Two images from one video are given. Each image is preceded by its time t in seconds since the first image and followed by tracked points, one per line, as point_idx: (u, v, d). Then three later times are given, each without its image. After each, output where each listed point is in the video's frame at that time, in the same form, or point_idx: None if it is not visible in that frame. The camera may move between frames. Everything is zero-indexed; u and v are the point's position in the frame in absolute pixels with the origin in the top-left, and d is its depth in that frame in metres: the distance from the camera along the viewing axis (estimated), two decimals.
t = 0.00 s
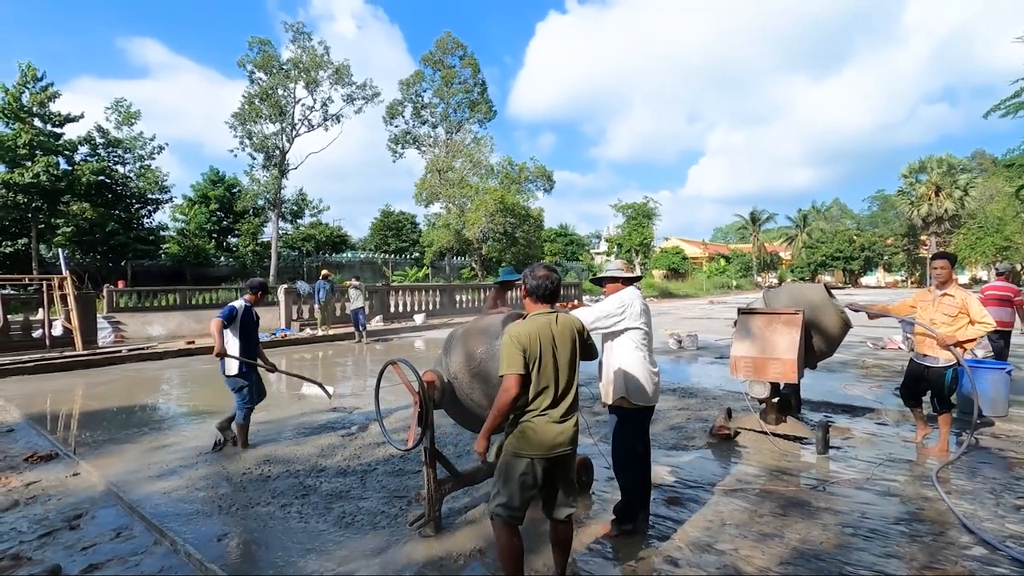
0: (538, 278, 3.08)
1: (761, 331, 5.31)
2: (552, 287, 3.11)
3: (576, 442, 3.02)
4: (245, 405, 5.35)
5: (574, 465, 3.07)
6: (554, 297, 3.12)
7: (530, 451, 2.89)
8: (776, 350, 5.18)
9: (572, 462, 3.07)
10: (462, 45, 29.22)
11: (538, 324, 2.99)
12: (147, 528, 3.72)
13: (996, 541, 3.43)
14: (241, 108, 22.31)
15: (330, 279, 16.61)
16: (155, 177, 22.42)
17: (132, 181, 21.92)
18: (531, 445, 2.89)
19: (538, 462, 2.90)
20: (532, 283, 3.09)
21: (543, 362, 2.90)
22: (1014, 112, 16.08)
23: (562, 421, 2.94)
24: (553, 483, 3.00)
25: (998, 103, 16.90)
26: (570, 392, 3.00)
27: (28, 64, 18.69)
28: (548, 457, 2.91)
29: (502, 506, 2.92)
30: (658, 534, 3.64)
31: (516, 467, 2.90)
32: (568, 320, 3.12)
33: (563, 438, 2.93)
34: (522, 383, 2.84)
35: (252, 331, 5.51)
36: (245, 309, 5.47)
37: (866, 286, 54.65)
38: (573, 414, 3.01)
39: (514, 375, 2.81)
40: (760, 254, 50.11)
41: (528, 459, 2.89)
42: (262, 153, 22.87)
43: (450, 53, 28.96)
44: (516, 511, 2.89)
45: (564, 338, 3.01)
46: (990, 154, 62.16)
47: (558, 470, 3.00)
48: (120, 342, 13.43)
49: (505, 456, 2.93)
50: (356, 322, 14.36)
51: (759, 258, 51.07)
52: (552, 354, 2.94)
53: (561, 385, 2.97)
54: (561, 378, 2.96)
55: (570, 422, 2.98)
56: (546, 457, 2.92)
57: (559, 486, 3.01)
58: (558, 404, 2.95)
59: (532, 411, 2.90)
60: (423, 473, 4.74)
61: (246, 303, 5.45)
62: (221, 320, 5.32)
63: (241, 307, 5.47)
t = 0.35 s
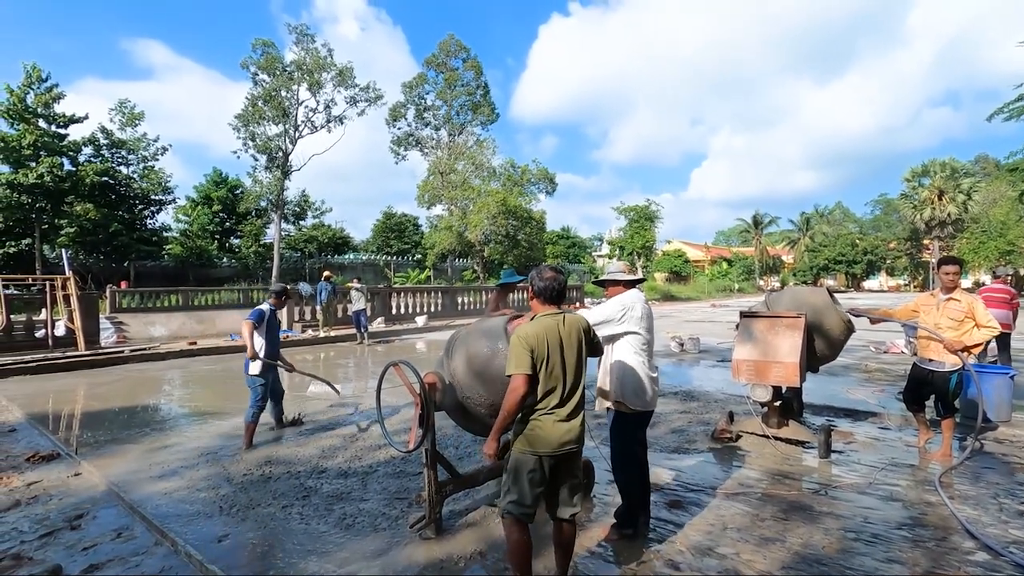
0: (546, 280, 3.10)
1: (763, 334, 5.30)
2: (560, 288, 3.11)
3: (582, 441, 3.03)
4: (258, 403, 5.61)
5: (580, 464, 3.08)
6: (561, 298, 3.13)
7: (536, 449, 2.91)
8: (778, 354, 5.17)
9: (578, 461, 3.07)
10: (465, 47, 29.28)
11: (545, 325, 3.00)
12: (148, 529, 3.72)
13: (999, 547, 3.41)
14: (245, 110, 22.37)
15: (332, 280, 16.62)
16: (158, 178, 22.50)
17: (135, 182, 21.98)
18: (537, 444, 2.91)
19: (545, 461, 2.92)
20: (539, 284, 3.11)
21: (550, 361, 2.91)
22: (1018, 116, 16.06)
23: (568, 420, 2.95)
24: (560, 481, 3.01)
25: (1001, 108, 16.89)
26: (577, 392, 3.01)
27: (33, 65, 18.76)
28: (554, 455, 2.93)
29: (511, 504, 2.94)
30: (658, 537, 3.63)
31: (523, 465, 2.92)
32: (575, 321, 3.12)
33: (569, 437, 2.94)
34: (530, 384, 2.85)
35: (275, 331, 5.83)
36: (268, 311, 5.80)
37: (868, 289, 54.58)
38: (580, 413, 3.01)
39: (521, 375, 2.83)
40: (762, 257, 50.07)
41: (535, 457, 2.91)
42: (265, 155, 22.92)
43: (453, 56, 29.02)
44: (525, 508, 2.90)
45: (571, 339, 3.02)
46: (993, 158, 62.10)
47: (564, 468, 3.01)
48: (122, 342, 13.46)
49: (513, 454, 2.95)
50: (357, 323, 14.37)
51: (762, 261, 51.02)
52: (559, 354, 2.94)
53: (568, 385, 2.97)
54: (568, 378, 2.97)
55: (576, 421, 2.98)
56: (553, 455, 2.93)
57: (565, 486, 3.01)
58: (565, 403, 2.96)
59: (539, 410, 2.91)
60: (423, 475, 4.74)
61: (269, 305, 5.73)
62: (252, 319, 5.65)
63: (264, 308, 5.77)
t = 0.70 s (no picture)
0: (548, 282, 3.11)
1: (763, 338, 5.29)
2: (563, 290, 3.12)
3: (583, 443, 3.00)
4: (257, 393, 5.72)
5: (581, 467, 3.05)
6: (565, 301, 3.13)
7: (533, 450, 2.91)
8: (778, 358, 5.16)
9: (580, 464, 3.04)
10: (467, 50, 29.33)
11: (544, 328, 3.02)
12: (147, 531, 3.71)
13: (1000, 552, 3.41)
14: (246, 111, 22.39)
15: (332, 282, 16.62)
16: (159, 179, 22.53)
17: (136, 183, 21.98)
18: (534, 445, 2.91)
19: (543, 462, 2.92)
20: (542, 286, 3.13)
21: (545, 363, 2.93)
22: (1018, 121, 16.08)
23: (566, 421, 2.93)
24: (560, 484, 3.00)
25: (1001, 113, 16.92)
26: (576, 393, 2.99)
27: (35, 66, 18.79)
28: (554, 456, 2.92)
29: (510, 505, 2.95)
30: (659, 540, 3.64)
31: (520, 465, 2.93)
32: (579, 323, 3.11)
33: (568, 438, 2.92)
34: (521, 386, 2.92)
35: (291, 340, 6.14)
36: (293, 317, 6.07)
37: (869, 293, 54.58)
38: (579, 415, 2.99)
39: (511, 377, 2.93)
40: (763, 261, 50.11)
41: (534, 458, 2.91)
42: (266, 156, 22.93)
43: (454, 59, 29.07)
44: (525, 510, 2.91)
45: (572, 341, 3.01)
46: (995, 163, 62.10)
47: (564, 470, 2.99)
48: (122, 343, 13.45)
49: (512, 454, 2.97)
50: (357, 325, 14.37)
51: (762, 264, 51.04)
52: (556, 355, 2.95)
53: (567, 387, 2.96)
54: (565, 379, 2.96)
55: (575, 423, 2.96)
56: (552, 456, 2.92)
57: (564, 489, 3.00)
58: (562, 405, 2.95)
59: (534, 411, 2.93)
60: (423, 478, 4.73)
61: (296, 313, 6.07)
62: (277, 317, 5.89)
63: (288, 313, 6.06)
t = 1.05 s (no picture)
0: (548, 285, 3.12)
1: (761, 340, 5.30)
2: (565, 292, 3.12)
3: (581, 446, 2.98)
4: (258, 392, 5.72)
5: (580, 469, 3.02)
6: (567, 303, 3.13)
7: (528, 449, 2.92)
8: (776, 360, 5.17)
9: (578, 467, 3.01)
10: (466, 52, 29.35)
11: (543, 329, 3.04)
12: (143, 531, 3.70)
13: (996, 555, 3.41)
14: (245, 112, 22.38)
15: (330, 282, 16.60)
16: (158, 179, 22.51)
17: (134, 183, 21.93)
18: (530, 446, 2.92)
19: (540, 463, 2.92)
20: (545, 289, 3.13)
21: (539, 364, 2.95)
22: (1015, 125, 16.14)
23: (560, 422, 2.92)
24: (558, 486, 2.99)
25: (997, 117, 16.98)
26: (573, 394, 2.97)
27: (34, 65, 18.76)
28: (550, 457, 2.91)
29: (506, 505, 2.96)
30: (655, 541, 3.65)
31: (516, 464, 2.95)
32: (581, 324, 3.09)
33: (562, 439, 2.91)
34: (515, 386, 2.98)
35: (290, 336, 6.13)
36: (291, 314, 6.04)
37: (866, 296, 54.67)
38: (577, 417, 2.96)
39: (505, 375, 3.01)
40: (761, 264, 50.18)
41: (530, 458, 2.92)
42: (265, 157, 22.89)
43: (453, 60, 29.07)
44: (522, 510, 2.91)
45: (572, 342, 2.99)
46: (992, 167, 62.25)
47: (562, 472, 2.98)
48: (119, 343, 13.40)
49: (510, 453, 2.99)
50: (355, 326, 14.35)
51: (760, 267, 51.13)
52: (552, 356, 2.95)
53: (564, 388, 2.94)
54: (560, 381, 2.94)
55: (571, 424, 2.94)
56: (547, 457, 2.91)
57: (563, 491, 2.98)
58: (557, 405, 2.94)
59: (529, 410, 2.95)
60: (420, 479, 4.72)
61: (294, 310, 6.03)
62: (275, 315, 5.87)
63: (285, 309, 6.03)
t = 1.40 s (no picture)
0: (548, 287, 3.11)
1: (755, 342, 5.32)
2: (565, 294, 3.11)
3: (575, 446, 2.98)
4: (254, 395, 5.71)
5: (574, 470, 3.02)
6: (566, 305, 3.13)
7: (523, 447, 2.92)
8: (770, 362, 5.18)
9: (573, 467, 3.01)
10: (462, 54, 29.36)
11: (542, 328, 3.04)
12: (135, 533, 3.68)
13: (987, 556, 3.43)
14: (240, 112, 22.32)
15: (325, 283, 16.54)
16: (152, 179, 22.42)
17: (128, 183, 21.83)
18: (526, 444, 2.92)
19: (536, 461, 2.92)
20: (545, 290, 3.12)
21: (538, 362, 2.95)
22: (1006, 129, 16.26)
23: (556, 421, 2.92)
24: (553, 486, 2.98)
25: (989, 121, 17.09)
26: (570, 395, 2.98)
27: (27, 64, 18.67)
28: (545, 456, 2.91)
29: (500, 504, 2.96)
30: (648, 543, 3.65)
31: (511, 462, 2.95)
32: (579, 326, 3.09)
33: (558, 438, 2.91)
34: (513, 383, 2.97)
35: (281, 334, 6.09)
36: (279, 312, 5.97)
37: (861, 299, 54.90)
38: (572, 417, 2.97)
39: (501, 372, 3.02)
40: (756, 266, 50.32)
41: (526, 457, 2.92)
42: (260, 157, 22.83)
43: (450, 61, 29.08)
44: (517, 510, 2.92)
45: (570, 343, 3.01)
46: (985, 171, 62.60)
47: (557, 471, 2.98)
48: (112, 344, 13.31)
49: (506, 451, 2.99)
50: (350, 327, 14.32)
51: (755, 269, 51.28)
52: (550, 356, 2.95)
53: (560, 388, 2.95)
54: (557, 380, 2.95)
55: (568, 423, 2.94)
56: (543, 456, 2.91)
57: (558, 492, 2.98)
58: (554, 405, 2.94)
59: (525, 408, 2.95)
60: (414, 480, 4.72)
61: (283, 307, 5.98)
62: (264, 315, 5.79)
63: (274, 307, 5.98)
